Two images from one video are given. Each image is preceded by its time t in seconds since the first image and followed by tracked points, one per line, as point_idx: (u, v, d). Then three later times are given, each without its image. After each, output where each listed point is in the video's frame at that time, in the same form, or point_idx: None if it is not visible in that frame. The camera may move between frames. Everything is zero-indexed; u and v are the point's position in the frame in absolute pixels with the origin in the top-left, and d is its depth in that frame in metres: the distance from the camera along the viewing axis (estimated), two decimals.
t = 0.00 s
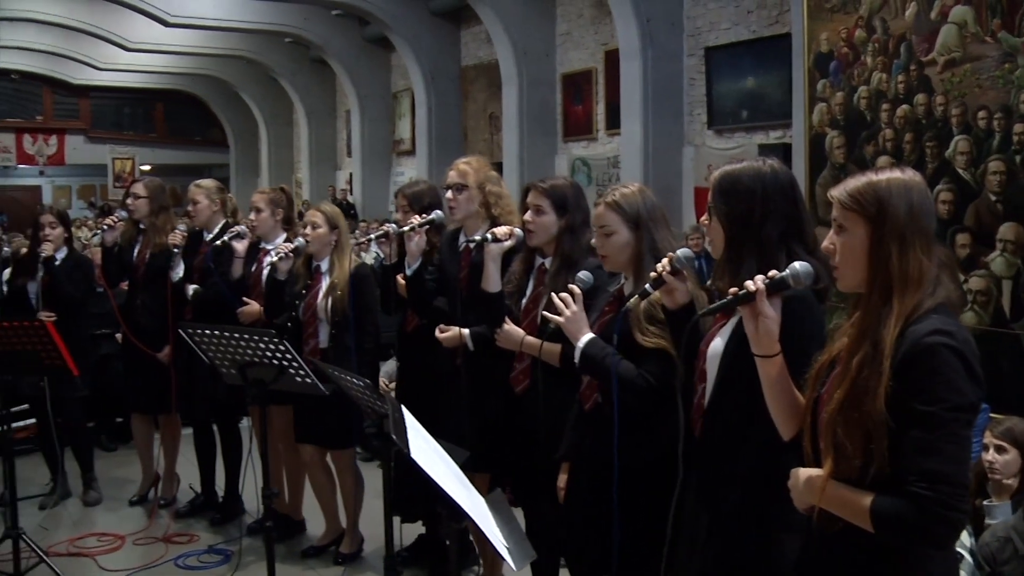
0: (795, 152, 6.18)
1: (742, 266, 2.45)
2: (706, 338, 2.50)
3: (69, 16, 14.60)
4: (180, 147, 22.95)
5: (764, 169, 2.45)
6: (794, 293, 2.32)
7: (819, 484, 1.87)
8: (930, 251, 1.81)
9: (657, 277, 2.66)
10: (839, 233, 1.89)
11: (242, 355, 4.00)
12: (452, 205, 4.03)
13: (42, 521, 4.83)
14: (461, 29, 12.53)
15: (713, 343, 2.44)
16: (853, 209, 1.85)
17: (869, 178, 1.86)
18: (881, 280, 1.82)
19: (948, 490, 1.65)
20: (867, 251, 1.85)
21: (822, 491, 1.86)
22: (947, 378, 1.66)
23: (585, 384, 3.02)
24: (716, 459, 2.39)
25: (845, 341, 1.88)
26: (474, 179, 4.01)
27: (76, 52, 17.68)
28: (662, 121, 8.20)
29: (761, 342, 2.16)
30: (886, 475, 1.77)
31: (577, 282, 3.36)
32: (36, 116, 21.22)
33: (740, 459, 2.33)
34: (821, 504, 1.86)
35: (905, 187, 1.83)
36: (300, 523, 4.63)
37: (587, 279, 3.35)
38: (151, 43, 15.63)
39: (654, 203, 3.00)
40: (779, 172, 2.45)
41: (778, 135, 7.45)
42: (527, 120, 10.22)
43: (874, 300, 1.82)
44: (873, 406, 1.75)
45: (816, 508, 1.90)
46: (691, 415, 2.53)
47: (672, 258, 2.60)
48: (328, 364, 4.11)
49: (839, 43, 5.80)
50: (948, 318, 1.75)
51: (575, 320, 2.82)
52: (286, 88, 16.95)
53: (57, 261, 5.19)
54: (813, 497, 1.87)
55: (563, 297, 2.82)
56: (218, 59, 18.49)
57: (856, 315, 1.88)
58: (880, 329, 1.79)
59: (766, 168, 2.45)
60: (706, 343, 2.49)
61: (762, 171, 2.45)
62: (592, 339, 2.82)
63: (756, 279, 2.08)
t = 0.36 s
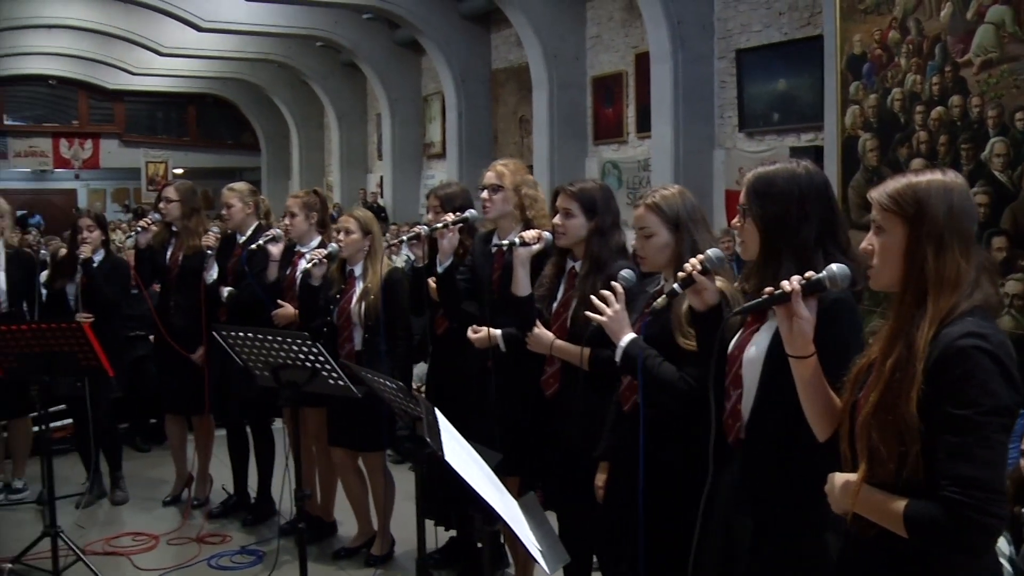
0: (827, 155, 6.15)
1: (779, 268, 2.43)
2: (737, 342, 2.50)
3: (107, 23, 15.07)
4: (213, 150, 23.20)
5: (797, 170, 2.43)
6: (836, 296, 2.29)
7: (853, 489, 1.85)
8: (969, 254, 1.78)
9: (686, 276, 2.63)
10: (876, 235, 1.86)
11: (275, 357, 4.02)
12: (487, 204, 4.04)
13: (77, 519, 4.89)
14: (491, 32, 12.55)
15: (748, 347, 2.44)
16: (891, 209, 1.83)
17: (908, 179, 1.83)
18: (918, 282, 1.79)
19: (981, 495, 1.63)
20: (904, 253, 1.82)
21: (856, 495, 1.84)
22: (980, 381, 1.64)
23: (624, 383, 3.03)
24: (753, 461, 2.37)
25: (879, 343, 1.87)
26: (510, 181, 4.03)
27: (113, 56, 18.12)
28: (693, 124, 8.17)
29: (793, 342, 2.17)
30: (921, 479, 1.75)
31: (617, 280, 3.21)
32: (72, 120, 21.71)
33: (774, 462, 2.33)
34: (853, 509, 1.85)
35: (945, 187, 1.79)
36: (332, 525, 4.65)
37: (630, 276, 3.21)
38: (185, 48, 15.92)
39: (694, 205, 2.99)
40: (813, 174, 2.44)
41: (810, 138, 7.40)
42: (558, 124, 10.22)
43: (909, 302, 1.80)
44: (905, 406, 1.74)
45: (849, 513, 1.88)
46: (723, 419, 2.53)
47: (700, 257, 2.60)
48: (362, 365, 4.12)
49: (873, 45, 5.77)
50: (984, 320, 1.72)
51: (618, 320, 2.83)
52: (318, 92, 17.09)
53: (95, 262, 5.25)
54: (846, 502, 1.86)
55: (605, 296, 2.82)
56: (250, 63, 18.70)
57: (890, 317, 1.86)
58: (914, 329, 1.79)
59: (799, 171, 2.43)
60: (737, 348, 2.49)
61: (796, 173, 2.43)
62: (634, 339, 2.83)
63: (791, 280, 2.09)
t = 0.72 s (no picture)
0: (866, 158, 6.10)
1: (822, 273, 2.40)
2: (774, 350, 2.51)
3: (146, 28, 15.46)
4: (250, 153, 23.43)
5: (841, 176, 2.40)
6: (885, 303, 2.26)
7: (895, 497, 1.83)
8: None
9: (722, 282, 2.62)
10: (927, 237, 1.83)
11: (313, 359, 4.04)
12: (529, 203, 4.03)
13: (117, 517, 4.95)
14: (527, 36, 12.59)
15: (791, 354, 2.45)
16: (944, 213, 1.80)
17: (963, 183, 1.80)
18: (969, 288, 1.76)
19: None
20: (956, 257, 1.78)
21: (898, 503, 1.82)
22: None
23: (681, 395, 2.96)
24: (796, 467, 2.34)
25: (926, 349, 1.84)
26: (552, 182, 4.05)
27: (155, 61, 18.31)
28: (729, 127, 8.14)
29: (836, 349, 2.13)
30: (966, 489, 1.72)
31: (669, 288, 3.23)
32: (114, 124, 22.15)
33: (815, 469, 2.31)
34: (896, 516, 1.83)
35: (1001, 192, 1.76)
36: (368, 527, 4.65)
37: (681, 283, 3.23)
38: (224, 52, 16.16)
39: (744, 210, 2.97)
40: (855, 179, 2.41)
41: (848, 140, 7.33)
42: (594, 127, 10.22)
43: (959, 308, 1.77)
44: (952, 414, 1.71)
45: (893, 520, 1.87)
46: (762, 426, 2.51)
47: (737, 263, 2.58)
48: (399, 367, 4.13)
49: (913, 46, 5.71)
50: None
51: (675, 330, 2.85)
52: (355, 95, 17.22)
53: (140, 262, 5.41)
54: (889, 509, 1.85)
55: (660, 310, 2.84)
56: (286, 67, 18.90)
57: (938, 323, 1.83)
58: (962, 337, 1.75)
59: (842, 176, 2.40)
60: (776, 354, 2.50)
61: (840, 178, 2.40)
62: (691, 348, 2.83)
63: (833, 288, 2.05)
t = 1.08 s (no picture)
0: (898, 162, 6.06)
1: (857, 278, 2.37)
2: (809, 357, 2.48)
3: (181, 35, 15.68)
4: (280, 158, 23.63)
5: (880, 181, 2.38)
6: (926, 310, 2.23)
7: (928, 503, 1.80)
8: None
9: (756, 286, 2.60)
10: (966, 240, 1.81)
11: (345, 363, 4.05)
12: (563, 207, 4.02)
13: (150, 519, 4.99)
14: (557, 40, 12.63)
15: (828, 362, 2.42)
16: (985, 216, 1.77)
17: (1005, 187, 1.78)
18: (1007, 293, 1.74)
19: None
20: (995, 261, 1.76)
21: (931, 509, 1.79)
22: None
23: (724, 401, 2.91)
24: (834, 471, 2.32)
25: (963, 353, 1.82)
26: (586, 187, 4.05)
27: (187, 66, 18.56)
28: (761, 131, 8.10)
29: (870, 352, 2.11)
30: (1004, 495, 1.70)
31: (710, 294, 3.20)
32: (147, 129, 22.42)
33: (852, 474, 2.28)
34: (929, 522, 1.80)
35: None
36: (398, 531, 4.66)
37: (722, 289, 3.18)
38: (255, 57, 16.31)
39: (787, 216, 2.95)
40: (894, 184, 2.39)
41: (880, 145, 7.30)
42: (624, 131, 10.23)
43: (997, 313, 1.75)
44: (990, 420, 1.69)
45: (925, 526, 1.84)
46: (795, 436, 2.47)
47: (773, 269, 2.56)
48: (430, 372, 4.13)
49: (948, 49, 5.66)
50: None
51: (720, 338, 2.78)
52: (385, 100, 17.32)
53: (175, 267, 5.46)
54: (922, 516, 1.81)
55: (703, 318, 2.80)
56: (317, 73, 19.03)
57: (976, 327, 1.81)
58: (1002, 342, 1.73)
59: (880, 181, 2.38)
60: (809, 362, 2.47)
61: (879, 183, 2.37)
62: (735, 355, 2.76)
63: (869, 290, 2.05)
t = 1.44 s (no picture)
0: (932, 169, 6.02)
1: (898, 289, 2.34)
2: (853, 369, 2.46)
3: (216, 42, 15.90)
4: (311, 163, 23.76)
5: (921, 192, 2.36)
6: (964, 323, 2.20)
7: (961, 516, 1.81)
8: None
9: (793, 296, 2.57)
10: (1002, 252, 1.79)
11: (376, 369, 4.06)
12: (594, 214, 4.02)
13: (181, 522, 5.04)
14: (588, 47, 12.64)
15: (867, 376, 2.41)
16: None
17: None
18: None
19: None
20: None
21: (965, 522, 1.80)
22: None
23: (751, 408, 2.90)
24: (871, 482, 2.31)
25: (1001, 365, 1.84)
26: (618, 194, 4.05)
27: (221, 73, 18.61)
28: (793, 138, 8.06)
29: (903, 361, 2.11)
30: None
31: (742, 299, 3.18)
32: (180, 135, 22.68)
33: (889, 486, 2.27)
34: (962, 535, 1.81)
35: None
36: (428, 537, 4.67)
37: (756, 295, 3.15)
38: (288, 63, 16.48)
39: (821, 223, 2.93)
40: (934, 196, 2.36)
41: (914, 152, 7.26)
42: (655, 137, 10.20)
43: None
44: None
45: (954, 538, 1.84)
46: (839, 452, 2.46)
47: (810, 278, 2.53)
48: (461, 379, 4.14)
49: (985, 55, 5.61)
50: None
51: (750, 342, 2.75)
52: (417, 106, 17.40)
53: (207, 272, 5.47)
54: (953, 530, 1.82)
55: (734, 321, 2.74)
56: (349, 78, 19.14)
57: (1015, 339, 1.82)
58: None
59: (921, 192, 2.36)
60: (851, 376, 2.46)
61: (919, 194, 2.35)
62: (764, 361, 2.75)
63: (902, 298, 2.04)
